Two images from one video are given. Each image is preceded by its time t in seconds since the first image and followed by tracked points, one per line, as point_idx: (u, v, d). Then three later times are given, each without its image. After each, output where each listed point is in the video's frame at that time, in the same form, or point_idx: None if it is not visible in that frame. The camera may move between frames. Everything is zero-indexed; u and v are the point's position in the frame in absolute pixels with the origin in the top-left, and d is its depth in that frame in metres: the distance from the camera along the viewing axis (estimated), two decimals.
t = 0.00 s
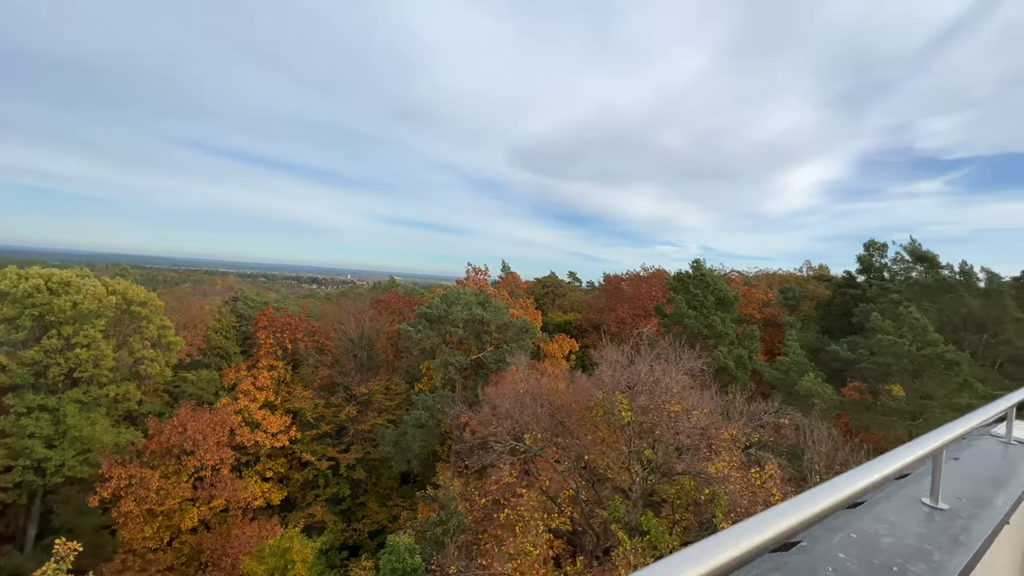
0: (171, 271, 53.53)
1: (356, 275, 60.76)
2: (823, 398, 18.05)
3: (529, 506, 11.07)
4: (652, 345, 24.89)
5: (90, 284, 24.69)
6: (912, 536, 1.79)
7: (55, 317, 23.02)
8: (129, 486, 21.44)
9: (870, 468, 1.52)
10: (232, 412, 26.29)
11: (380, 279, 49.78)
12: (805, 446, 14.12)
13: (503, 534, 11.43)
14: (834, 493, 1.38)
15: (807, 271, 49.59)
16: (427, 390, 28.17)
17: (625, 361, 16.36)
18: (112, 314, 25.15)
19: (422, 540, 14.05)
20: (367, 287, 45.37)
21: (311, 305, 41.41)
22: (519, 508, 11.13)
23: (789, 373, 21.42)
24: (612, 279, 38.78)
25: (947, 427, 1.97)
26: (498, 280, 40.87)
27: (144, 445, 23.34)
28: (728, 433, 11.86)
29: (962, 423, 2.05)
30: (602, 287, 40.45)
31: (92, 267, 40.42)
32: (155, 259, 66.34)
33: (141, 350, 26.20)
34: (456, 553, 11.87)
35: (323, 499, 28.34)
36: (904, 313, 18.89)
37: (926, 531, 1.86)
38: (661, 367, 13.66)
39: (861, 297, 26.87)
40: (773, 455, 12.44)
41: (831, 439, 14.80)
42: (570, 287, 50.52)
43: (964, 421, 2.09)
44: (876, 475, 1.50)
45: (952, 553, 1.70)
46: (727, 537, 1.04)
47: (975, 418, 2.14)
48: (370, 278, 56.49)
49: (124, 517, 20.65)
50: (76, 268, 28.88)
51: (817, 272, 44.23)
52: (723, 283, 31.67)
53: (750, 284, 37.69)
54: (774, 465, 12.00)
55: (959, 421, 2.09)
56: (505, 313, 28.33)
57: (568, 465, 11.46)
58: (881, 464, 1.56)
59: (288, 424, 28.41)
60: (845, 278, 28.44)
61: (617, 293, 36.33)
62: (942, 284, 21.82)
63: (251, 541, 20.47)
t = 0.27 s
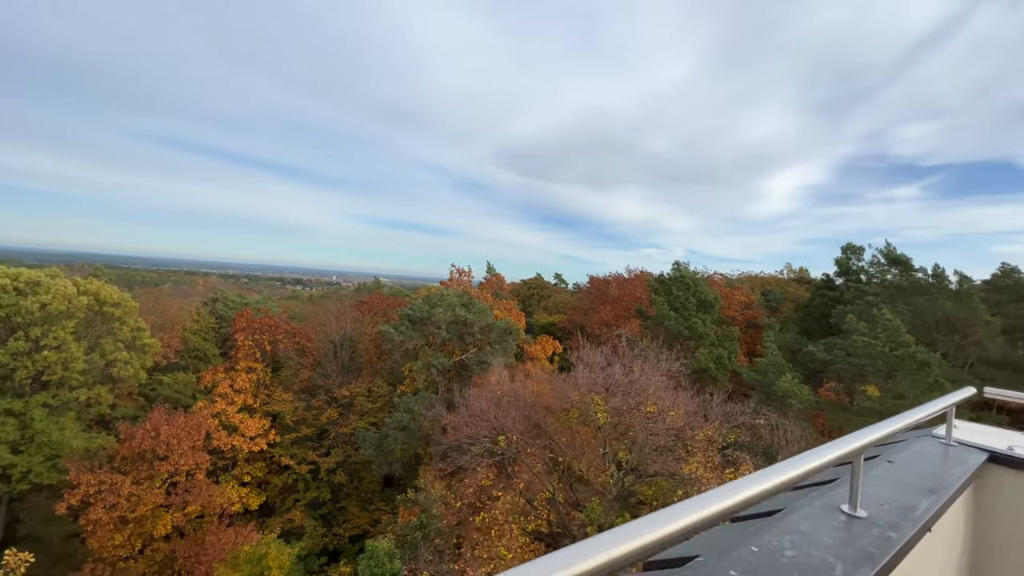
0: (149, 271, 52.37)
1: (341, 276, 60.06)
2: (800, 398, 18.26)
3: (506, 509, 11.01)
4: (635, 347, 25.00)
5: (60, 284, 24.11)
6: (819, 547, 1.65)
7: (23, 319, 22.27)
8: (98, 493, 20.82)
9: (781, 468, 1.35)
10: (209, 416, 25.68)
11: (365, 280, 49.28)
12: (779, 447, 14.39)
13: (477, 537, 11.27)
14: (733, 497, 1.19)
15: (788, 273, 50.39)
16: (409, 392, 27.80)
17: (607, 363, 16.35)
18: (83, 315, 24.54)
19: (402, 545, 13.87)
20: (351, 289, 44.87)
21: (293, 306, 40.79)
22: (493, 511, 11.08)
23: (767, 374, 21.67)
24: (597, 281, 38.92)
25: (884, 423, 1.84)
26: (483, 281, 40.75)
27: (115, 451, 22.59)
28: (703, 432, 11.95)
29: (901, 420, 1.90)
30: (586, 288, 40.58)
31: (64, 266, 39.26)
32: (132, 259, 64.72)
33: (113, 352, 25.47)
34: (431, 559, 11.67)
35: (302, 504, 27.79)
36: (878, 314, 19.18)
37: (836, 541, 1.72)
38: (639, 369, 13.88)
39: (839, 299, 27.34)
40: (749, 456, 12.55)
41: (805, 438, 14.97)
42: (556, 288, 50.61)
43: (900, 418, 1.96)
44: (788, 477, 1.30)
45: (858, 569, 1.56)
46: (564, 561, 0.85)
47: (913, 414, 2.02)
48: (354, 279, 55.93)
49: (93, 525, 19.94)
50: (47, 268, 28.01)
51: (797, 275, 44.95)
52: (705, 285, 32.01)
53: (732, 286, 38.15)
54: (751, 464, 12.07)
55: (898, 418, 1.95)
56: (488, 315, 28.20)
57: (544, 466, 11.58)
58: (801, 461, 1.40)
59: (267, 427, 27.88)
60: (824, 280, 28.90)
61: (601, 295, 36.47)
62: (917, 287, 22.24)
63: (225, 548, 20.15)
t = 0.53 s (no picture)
0: (138, 273, 51.78)
1: (333, 280, 59.63)
2: (788, 405, 18.18)
3: (487, 519, 10.81)
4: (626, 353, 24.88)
5: (44, 285, 23.62)
6: None
7: (4, 321, 21.80)
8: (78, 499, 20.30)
9: (714, 497, 1.19)
10: (194, 421, 25.25)
11: (357, 284, 48.94)
12: (766, 454, 14.27)
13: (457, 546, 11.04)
14: (643, 538, 1.03)
15: (779, 280, 50.64)
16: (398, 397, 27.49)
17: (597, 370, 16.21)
18: (67, 317, 24.02)
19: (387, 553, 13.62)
20: (342, 292, 44.53)
21: (283, 309, 40.37)
22: (475, 521, 10.89)
23: (757, 381, 21.62)
24: (588, 286, 38.84)
25: (838, 442, 1.69)
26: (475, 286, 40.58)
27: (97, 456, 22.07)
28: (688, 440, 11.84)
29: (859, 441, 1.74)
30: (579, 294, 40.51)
31: (51, 268, 38.68)
32: (121, 260, 63.96)
33: (97, 355, 25.00)
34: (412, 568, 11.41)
35: (289, 511, 27.33)
36: (866, 321, 19.16)
37: None
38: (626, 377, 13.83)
39: (829, 306, 27.40)
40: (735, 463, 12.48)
41: (792, 446, 14.89)
42: (549, 293, 50.53)
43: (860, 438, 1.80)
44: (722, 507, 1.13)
45: None
46: None
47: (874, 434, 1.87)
48: (346, 283, 55.52)
49: (72, 533, 19.45)
50: (31, 269, 27.50)
51: (789, 282, 45.00)
52: (697, 291, 32.04)
53: (724, 292, 38.24)
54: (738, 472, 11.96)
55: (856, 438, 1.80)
56: (479, 319, 27.99)
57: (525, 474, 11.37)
58: (730, 494, 1.26)
59: (253, 433, 27.45)
60: (814, 287, 28.99)
61: (593, 300, 36.40)
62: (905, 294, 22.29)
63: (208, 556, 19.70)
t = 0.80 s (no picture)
0: (137, 276, 51.65)
1: (331, 285, 59.46)
2: (784, 415, 17.95)
3: (474, 530, 10.56)
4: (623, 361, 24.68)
5: (39, 288, 23.55)
6: None
7: None
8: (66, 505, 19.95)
9: (639, 550, 0.99)
10: (186, 426, 24.94)
11: (355, 289, 48.76)
12: (760, 466, 14.03)
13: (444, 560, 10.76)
14: None
15: (779, 288, 50.55)
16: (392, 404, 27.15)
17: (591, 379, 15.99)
18: (61, 320, 23.86)
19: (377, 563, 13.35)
20: (340, 297, 44.34)
21: (280, 313, 40.18)
22: (461, 533, 10.64)
23: (753, 391, 21.39)
24: (586, 293, 38.68)
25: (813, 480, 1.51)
26: (473, 292, 40.41)
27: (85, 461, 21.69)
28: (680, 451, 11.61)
29: (832, 477, 1.56)
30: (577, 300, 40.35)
31: (48, 270, 38.56)
32: (120, 263, 63.85)
33: (90, 359, 24.79)
34: None
35: (280, 518, 26.97)
36: (863, 331, 18.97)
37: None
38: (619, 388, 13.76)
39: (827, 315, 27.23)
40: (729, 475, 12.29)
41: (787, 457, 14.66)
42: (547, 299, 50.36)
43: (833, 472, 1.63)
44: (641, 568, 0.91)
45: None
46: None
47: (848, 468, 1.69)
48: (345, 288, 55.37)
49: (58, 539, 19.11)
50: (27, 272, 27.40)
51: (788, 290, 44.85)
52: (695, 299, 31.90)
53: (723, 300, 38.08)
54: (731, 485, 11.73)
55: (828, 472, 1.62)
56: (475, 326, 27.78)
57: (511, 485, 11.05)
58: (665, 547, 1.00)
59: (246, 438, 27.14)
60: (813, 296, 28.83)
61: (591, 307, 36.22)
62: (902, 304, 22.11)
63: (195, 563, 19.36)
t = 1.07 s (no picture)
0: (139, 279, 51.66)
1: (331, 289, 59.33)
2: (784, 426, 17.62)
3: (464, 542, 10.27)
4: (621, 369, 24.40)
5: (37, 290, 23.40)
6: None
7: None
8: (56, 509, 19.62)
9: None
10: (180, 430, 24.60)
11: (355, 294, 48.63)
12: (755, 479, 13.68)
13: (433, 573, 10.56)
14: None
15: (780, 296, 50.26)
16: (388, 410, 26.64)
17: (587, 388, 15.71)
18: (58, 323, 23.68)
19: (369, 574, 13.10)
20: (339, 302, 44.15)
21: (279, 318, 40.01)
22: (449, 545, 10.40)
23: (752, 401, 21.04)
24: (586, 299, 38.42)
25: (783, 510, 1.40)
26: (472, 298, 40.25)
27: (77, 465, 21.32)
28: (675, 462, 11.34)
29: (802, 507, 1.43)
30: (577, 307, 40.12)
31: (48, 272, 38.51)
32: (122, 266, 63.83)
33: (86, 362, 24.56)
34: None
35: (274, 525, 26.58)
36: (864, 340, 18.68)
37: None
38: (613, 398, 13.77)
39: (828, 324, 26.95)
40: (726, 487, 12.05)
41: (785, 469, 14.41)
42: (548, 306, 50.14)
43: (805, 500, 1.50)
44: None
45: None
46: None
47: (826, 494, 1.56)
48: (345, 293, 55.25)
49: (48, 544, 18.80)
50: (26, 274, 27.29)
51: (790, 299, 44.59)
52: (695, 307, 31.67)
53: (724, 308, 37.83)
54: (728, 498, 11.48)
55: (799, 499, 1.49)
56: (473, 332, 27.53)
57: (499, 496, 10.75)
58: None
59: (241, 444, 26.82)
60: (814, 305, 28.50)
61: (590, 314, 35.99)
62: (904, 313, 21.86)
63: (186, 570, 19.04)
